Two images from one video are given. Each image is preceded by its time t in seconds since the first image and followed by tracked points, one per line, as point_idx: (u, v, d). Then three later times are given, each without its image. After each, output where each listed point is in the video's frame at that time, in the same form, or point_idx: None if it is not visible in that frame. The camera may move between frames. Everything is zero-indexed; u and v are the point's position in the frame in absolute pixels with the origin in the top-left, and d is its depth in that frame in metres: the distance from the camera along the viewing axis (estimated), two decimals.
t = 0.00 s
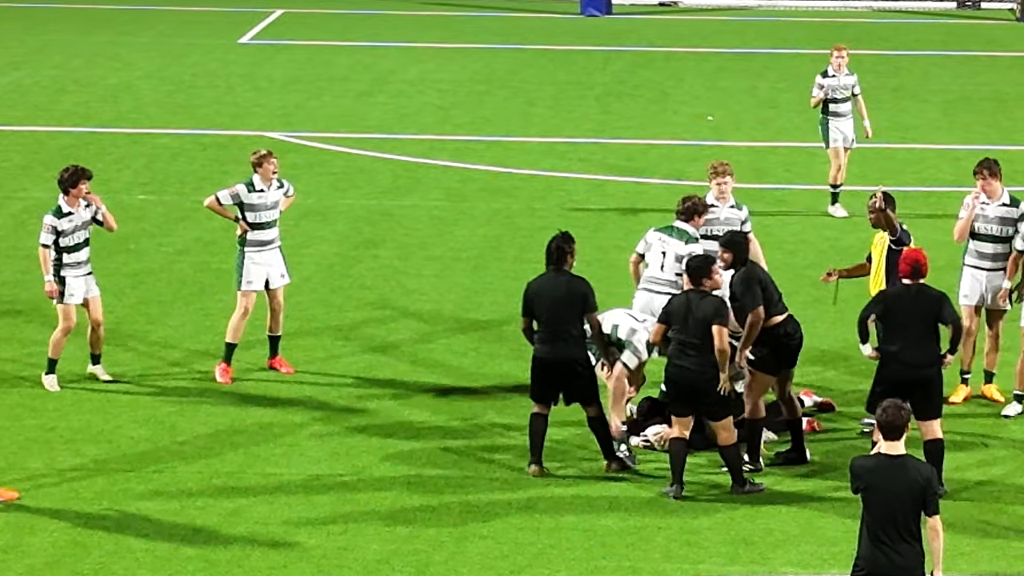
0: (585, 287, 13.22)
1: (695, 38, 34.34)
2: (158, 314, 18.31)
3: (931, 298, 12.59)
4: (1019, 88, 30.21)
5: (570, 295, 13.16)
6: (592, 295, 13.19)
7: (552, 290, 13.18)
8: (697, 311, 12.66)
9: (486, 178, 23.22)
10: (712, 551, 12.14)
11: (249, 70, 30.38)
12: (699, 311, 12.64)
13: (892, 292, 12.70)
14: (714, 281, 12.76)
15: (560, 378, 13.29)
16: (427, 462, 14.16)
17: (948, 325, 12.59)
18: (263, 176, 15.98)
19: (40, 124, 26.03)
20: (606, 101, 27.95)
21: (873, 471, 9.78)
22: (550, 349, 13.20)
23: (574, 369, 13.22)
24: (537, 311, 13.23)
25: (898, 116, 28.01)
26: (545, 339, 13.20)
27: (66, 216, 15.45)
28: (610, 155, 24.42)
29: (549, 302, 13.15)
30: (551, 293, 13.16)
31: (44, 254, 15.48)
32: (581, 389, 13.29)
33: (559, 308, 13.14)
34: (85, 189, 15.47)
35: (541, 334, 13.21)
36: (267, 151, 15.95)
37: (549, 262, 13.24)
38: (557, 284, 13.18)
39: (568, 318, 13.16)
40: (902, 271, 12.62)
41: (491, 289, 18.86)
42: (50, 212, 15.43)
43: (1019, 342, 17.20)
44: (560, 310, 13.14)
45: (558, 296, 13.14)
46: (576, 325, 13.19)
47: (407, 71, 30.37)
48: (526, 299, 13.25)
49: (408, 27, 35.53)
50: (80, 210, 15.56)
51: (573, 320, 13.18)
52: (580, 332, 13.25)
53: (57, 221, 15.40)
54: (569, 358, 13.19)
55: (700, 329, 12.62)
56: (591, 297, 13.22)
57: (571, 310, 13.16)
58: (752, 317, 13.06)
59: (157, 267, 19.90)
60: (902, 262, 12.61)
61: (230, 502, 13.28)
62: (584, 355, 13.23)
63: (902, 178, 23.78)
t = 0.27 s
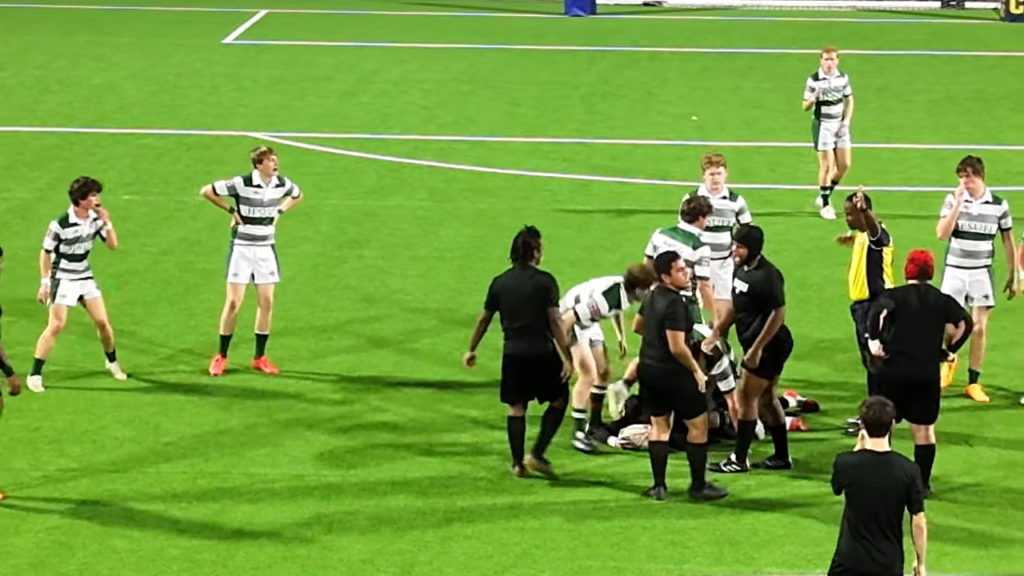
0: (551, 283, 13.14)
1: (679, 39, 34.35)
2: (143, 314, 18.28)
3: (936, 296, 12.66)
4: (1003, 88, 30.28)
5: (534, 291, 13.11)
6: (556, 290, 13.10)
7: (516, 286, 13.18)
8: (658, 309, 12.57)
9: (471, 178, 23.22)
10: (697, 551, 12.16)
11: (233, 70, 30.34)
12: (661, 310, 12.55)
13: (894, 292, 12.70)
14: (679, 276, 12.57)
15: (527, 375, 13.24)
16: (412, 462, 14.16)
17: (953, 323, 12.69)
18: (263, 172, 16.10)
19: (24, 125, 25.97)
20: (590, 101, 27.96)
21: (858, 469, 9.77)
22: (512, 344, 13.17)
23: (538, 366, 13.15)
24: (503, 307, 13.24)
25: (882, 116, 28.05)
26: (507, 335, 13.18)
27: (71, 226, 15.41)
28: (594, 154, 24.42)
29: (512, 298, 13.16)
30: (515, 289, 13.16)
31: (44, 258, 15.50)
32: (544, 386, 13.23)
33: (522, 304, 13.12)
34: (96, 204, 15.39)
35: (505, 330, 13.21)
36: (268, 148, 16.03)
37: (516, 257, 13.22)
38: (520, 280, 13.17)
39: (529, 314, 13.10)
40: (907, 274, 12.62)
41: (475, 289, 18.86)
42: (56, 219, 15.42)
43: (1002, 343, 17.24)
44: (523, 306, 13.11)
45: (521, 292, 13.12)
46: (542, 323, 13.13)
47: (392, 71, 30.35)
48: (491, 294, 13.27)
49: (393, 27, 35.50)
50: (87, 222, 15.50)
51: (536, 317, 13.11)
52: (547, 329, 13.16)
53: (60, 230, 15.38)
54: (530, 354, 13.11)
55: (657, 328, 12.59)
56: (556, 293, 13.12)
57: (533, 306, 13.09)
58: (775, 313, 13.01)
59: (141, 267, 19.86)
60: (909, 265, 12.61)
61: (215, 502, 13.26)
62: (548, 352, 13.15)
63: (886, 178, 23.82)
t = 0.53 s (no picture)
0: (517, 291, 13.01)
1: (653, 38, 34.40)
2: (117, 315, 18.23)
3: (919, 299, 12.67)
4: (976, 88, 30.40)
5: (500, 299, 12.98)
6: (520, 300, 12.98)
7: (482, 292, 13.04)
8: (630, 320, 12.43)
9: (445, 178, 23.22)
10: (672, 550, 12.18)
11: (207, 70, 30.29)
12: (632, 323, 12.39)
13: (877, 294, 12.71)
14: (648, 295, 12.36)
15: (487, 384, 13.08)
16: (387, 463, 14.14)
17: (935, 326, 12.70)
18: (236, 171, 16.22)
19: None
20: (565, 101, 27.99)
21: (824, 471, 9.75)
22: (477, 353, 13.01)
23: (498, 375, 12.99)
24: (467, 313, 13.10)
25: (855, 116, 28.14)
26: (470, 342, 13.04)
27: (63, 207, 15.65)
28: (569, 154, 24.45)
29: (477, 304, 13.02)
30: (480, 295, 13.02)
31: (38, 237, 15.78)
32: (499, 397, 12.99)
33: (487, 311, 12.98)
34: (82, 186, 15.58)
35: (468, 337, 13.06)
36: (242, 148, 16.19)
37: (484, 263, 13.08)
38: (487, 286, 13.03)
39: (493, 322, 12.96)
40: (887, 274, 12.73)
41: (450, 289, 18.87)
42: (50, 199, 15.69)
43: (975, 342, 17.32)
44: (487, 314, 12.98)
45: (487, 299, 12.99)
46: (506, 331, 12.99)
47: (366, 71, 30.33)
48: (457, 299, 13.12)
49: (367, 27, 35.47)
50: (80, 206, 15.69)
51: (500, 325, 12.98)
52: (510, 337, 13.03)
53: (52, 210, 15.62)
54: (492, 363, 12.96)
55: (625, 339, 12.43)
56: (521, 302, 13.00)
57: (498, 314, 12.97)
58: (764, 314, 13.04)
59: (114, 267, 19.81)
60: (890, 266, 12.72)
61: (190, 503, 13.24)
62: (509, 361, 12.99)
63: (859, 178, 23.90)
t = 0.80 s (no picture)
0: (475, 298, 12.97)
1: (620, 38, 34.46)
2: (83, 316, 18.17)
3: (883, 300, 12.65)
4: (941, 88, 30.56)
5: (459, 303, 12.93)
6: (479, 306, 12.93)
7: (441, 296, 12.98)
8: (592, 325, 12.30)
9: (413, 178, 23.21)
10: (640, 551, 12.18)
11: (174, 70, 30.20)
12: (595, 326, 12.27)
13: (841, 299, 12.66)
14: (616, 295, 12.24)
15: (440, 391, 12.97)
16: (355, 464, 14.11)
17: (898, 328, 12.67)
18: (199, 164, 16.34)
19: None
20: (532, 101, 28.01)
21: (761, 474, 9.60)
22: (430, 355, 12.92)
23: (452, 380, 12.89)
24: (424, 317, 13.02)
25: (822, 116, 28.24)
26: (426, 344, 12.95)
27: (30, 201, 16.05)
28: (536, 154, 24.46)
29: (434, 307, 12.96)
30: (438, 299, 12.97)
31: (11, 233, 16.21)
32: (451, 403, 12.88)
33: (444, 315, 12.92)
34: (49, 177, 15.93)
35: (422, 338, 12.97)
36: (201, 142, 16.29)
37: (445, 268, 13.04)
38: (446, 290, 12.98)
39: (450, 326, 12.89)
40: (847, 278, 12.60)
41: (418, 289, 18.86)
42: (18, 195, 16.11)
43: (941, 340, 17.40)
44: (445, 318, 12.91)
45: (444, 301, 12.93)
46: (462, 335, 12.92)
47: (333, 71, 30.29)
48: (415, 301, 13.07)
49: (334, 27, 35.43)
50: (46, 199, 16.09)
51: (457, 329, 12.90)
52: (463, 343, 12.93)
53: (19, 204, 16.02)
54: (443, 366, 12.87)
55: (586, 344, 12.28)
56: (479, 309, 12.95)
57: (455, 319, 12.91)
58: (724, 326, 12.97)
59: (80, 268, 19.74)
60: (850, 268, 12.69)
61: (156, 505, 13.19)
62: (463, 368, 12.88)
63: (826, 178, 23.99)
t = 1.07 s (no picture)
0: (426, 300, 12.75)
1: (586, 38, 34.51)
2: (47, 317, 18.08)
3: (840, 305, 12.45)
4: (906, 88, 30.71)
5: (409, 306, 12.71)
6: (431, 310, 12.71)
7: (391, 299, 12.75)
8: (534, 337, 11.94)
9: (379, 178, 23.19)
10: (608, 551, 12.16)
11: (138, 70, 30.07)
12: (537, 336, 11.90)
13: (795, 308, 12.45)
14: (563, 304, 11.90)
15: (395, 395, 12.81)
16: (322, 466, 14.06)
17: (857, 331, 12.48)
18: (166, 163, 16.50)
19: None
20: (499, 101, 28.02)
21: (702, 475, 9.58)
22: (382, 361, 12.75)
23: (405, 385, 12.72)
24: (375, 321, 12.81)
25: (788, 116, 28.34)
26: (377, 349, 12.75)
27: None
28: (502, 155, 24.47)
29: (384, 312, 12.74)
30: (388, 303, 12.74)
31: None
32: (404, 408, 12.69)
33: (395, 320, 12.70)
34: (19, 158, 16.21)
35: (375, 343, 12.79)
36: (169, 140, 16.44)
37: (395, 271, 12.81)
38: (395, 293, 12.75)
39: (399, 331, 12.67)
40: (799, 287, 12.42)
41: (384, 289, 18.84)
42: None
43: (906, 338, 17.48)
44: (395, 323, 12.69)
45: (396, 306, 12.71)
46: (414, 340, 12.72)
47: (299, 71, 30.23)
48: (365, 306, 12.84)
49: (300, 27, 35.37)
50: (16, 181, 16.33)
51: (408, 333, 12.68)
52: (415, 348, 12.74)
53: None
54: (394, 373, 12.70)
55: (528, 356, 11.94)
56: (429, 311, 12.73)
57: (405, 323, 12.69)
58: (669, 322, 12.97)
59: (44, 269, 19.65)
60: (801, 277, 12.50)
61: (122, 506, 13.13)
62: (415, 371, 12.70)
63: (792, 178, 24.08)
